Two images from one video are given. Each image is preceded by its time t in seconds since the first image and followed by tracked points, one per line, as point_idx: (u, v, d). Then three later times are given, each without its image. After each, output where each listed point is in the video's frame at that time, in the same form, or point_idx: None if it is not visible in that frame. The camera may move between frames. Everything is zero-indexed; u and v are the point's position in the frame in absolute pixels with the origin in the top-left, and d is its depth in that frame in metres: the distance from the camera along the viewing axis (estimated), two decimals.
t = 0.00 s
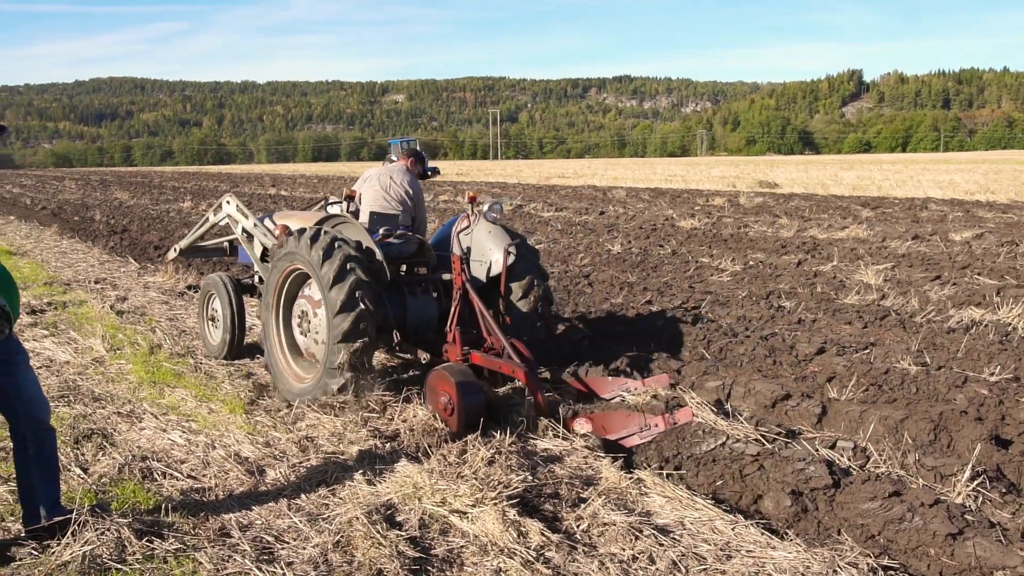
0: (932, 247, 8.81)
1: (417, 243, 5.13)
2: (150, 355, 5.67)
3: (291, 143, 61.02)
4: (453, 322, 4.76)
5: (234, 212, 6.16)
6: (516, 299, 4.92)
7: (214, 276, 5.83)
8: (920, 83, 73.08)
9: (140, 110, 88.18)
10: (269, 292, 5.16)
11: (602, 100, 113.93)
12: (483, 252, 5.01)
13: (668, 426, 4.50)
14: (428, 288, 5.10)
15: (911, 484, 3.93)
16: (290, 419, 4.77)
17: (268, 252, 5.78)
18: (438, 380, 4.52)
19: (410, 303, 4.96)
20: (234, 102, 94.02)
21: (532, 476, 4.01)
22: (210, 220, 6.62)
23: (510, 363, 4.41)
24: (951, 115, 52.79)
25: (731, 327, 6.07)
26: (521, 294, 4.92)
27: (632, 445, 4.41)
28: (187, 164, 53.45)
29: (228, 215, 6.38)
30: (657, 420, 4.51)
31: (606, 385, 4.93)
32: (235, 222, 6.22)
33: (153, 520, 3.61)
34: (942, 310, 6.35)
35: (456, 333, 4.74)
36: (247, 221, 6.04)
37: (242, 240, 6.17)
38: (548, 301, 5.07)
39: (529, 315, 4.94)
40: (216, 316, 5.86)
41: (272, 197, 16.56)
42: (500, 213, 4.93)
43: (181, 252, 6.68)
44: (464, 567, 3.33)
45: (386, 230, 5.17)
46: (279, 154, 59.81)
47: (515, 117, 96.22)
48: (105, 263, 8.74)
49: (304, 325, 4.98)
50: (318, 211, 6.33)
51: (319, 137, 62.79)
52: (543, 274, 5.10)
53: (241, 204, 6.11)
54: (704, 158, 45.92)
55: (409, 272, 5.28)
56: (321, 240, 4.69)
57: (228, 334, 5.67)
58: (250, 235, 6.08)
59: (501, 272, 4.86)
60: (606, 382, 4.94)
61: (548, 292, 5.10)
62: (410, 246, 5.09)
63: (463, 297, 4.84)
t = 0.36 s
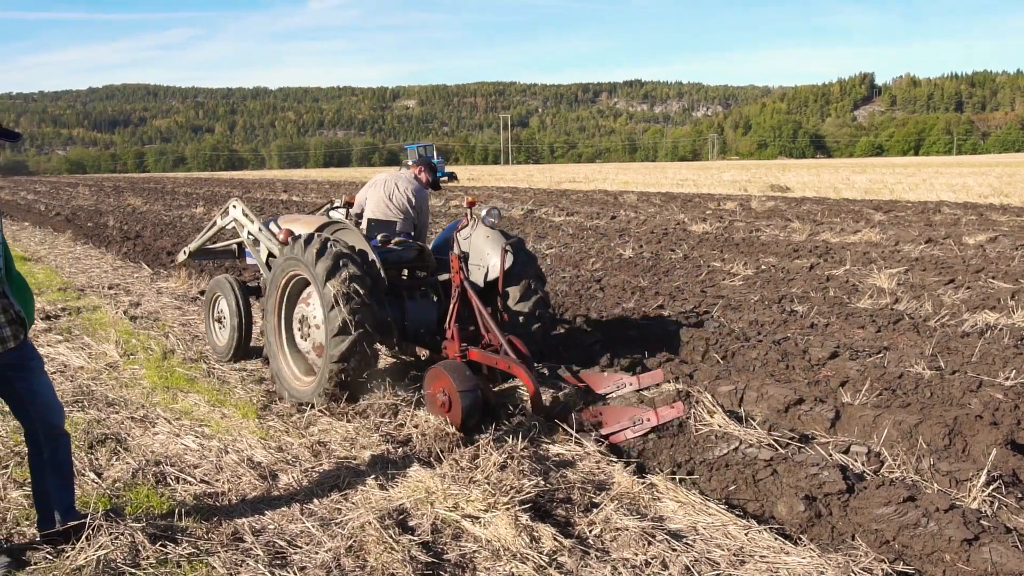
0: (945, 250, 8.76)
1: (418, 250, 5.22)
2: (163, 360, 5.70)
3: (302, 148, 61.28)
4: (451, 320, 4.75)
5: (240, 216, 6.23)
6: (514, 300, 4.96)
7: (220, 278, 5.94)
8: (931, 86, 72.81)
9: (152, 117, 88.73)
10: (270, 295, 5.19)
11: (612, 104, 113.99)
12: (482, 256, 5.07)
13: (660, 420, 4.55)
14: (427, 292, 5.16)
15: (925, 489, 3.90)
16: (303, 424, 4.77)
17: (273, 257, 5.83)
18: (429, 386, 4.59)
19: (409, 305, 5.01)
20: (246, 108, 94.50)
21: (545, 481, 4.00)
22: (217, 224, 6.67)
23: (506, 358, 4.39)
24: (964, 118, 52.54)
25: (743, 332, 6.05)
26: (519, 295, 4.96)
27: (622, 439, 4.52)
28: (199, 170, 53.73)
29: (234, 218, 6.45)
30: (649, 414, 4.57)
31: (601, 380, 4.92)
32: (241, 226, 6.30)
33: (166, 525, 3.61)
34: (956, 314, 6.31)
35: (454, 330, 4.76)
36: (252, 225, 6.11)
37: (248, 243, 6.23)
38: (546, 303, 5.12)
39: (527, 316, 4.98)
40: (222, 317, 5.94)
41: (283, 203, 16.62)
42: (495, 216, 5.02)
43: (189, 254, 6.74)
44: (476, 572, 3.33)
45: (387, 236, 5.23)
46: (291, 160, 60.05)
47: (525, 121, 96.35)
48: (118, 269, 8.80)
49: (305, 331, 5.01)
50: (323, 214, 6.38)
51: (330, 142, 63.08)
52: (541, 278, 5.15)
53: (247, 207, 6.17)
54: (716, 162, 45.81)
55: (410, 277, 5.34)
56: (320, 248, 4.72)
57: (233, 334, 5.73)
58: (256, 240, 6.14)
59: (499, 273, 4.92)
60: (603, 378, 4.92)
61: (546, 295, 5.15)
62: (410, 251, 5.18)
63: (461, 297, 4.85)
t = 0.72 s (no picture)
0: (953, 247, 8.73)
1: (403, 241, 5.37)
2: (171, 358, 5.72)
3: (309, 147, 61.35)
4: (433, 308, 4.94)
5: (235, 213, 6.29)
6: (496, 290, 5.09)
7: (212, 275, 6.12)
8: (938, 81, 72.54)
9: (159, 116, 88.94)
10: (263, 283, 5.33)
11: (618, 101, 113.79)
12: (464, 248, 5.23)
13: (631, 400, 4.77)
14: (412, 282, 5.32)
15: (933, 486, 3.89)
16: (310, 422, 4.78)
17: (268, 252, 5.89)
18: (412, 389, 4.85)
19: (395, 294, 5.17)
20: (253, 106, 94.64)
21: (552, 479, 4.00)
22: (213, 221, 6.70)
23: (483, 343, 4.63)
24: (972, 114, 52.32)
25: (750, 329, 6.03)
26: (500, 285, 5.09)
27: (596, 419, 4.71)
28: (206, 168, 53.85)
29: (230, 215, 6.52)
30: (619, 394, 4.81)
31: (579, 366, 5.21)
32: (235, 222, 6.38)
33: (174, 522, 3.62)
34: (965, 310, 6.28)
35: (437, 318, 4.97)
36: (246, 221, 6.18)
37: (243, 240, 6.31)
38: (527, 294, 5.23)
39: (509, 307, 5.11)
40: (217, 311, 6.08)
41: (290, 201, 16.63)
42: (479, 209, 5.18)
43: (185, 251, 6.81)
44: (483, 569, 3.33)
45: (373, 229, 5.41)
46: (298, 159, 60.13)
47: (531, 119, 96.27)
48: (126, 268, 8.82)
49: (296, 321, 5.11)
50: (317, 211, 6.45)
51: (336, 141, 63.13)
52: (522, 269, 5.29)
53: (240, 204, 6.25)
54: (724, 159, 45.71)
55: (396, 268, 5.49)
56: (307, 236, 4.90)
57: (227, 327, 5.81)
58: (251, 236, 6.20)
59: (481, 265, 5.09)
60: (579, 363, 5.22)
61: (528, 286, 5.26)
62: (396, 242, 5.33)
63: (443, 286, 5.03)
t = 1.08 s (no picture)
0: (973, 247, 8.65)
1: (398, 240, 5.52)
2: (189, 360, 5.75)
3: (325, 149, 61.59)
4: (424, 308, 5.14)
5: (239, 213, 6.42)
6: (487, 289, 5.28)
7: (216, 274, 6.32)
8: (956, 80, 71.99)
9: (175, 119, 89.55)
10: (262, 281, 5.49)
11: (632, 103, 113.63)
12: (457, 247, 5.39)
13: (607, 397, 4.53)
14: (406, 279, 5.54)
15: (954, 489, 3.85)
16: (327, 423, 4.80)
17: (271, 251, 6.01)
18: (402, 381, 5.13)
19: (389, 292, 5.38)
20: (269, 109, 95.13)
21: (568, 480, 3.99)
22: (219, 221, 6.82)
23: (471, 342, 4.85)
24: (991, 113, 51.88)
25: (768, 330, 6.00)
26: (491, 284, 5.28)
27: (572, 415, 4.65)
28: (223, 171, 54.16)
29: (235, 216, 6.64)
30: (596, 391, 4.57)
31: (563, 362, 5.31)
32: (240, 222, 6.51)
33: (192, 523, 3.64)
34: (985, 311, 6.23)
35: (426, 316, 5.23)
36: (250, 221, 6.30)
37: (247, 240, 6.44)
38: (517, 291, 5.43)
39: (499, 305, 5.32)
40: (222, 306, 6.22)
41: (308, 203, 16.69)
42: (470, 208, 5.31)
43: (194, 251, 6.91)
44: (501, 571, 3.32)
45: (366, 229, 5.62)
46: (314, 161, 60.39)
47: (545, 120, 96.24)
48: (145, 270, 8.88)
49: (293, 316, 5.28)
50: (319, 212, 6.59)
51: (352, 144, 63.35)
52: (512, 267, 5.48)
53: (244, 204, 6.38)
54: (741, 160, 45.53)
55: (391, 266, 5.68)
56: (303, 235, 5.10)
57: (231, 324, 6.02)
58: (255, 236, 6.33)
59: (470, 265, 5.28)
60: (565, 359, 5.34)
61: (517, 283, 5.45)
62: (391, 241, 5.49)
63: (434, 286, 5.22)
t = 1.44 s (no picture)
0: (994, 251, 8.57)
1: (392, 240, 5.85)
2: (206, 362, 5.79)
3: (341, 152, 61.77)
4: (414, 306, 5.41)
5: (244, 214, 6.58)
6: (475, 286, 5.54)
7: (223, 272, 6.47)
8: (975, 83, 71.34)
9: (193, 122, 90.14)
10: (263, 277, 5.80)
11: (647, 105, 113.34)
12: (447, 246, 5.69)
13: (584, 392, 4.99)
14: (399, 278, 5.86)
15: (975, 496, 3.81)
16: (343, 426, 4.81)
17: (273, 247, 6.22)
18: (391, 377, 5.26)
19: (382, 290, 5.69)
20: (286, 112, 95.60)
21: (585, 484, 3.98)
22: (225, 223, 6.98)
23: (456, 339, 5.15)
24: (1011, 116, 51.36)
25: (787, 334, 5.96)
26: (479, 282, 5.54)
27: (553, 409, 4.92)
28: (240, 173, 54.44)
29: (241, 217, 6.80)
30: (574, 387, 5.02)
31: (542, 359, 5.57)
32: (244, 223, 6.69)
33: (210, 525, 3.66)
34: (1006, 316, 6.17)
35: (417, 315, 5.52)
36: (254, 223, 6.48)
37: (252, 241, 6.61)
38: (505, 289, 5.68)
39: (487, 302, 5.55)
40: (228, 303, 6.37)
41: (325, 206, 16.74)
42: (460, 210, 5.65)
43: (202, 249, 7.06)
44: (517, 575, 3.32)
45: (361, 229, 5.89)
46: (331, 164, 60.58)
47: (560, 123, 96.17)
48: (163, 272, 8.93)
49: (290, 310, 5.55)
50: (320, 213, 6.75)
51: (368, 146, 63.58)
52: (501, 266, 5.71)
53: (248, 207, 6.57)
54: (758, 164, 45.27)
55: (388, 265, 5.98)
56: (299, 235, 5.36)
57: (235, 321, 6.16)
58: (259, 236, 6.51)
59: (457, 264, 5.55)
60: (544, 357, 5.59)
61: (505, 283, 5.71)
62: (386, 240, 5.82)
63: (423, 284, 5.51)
